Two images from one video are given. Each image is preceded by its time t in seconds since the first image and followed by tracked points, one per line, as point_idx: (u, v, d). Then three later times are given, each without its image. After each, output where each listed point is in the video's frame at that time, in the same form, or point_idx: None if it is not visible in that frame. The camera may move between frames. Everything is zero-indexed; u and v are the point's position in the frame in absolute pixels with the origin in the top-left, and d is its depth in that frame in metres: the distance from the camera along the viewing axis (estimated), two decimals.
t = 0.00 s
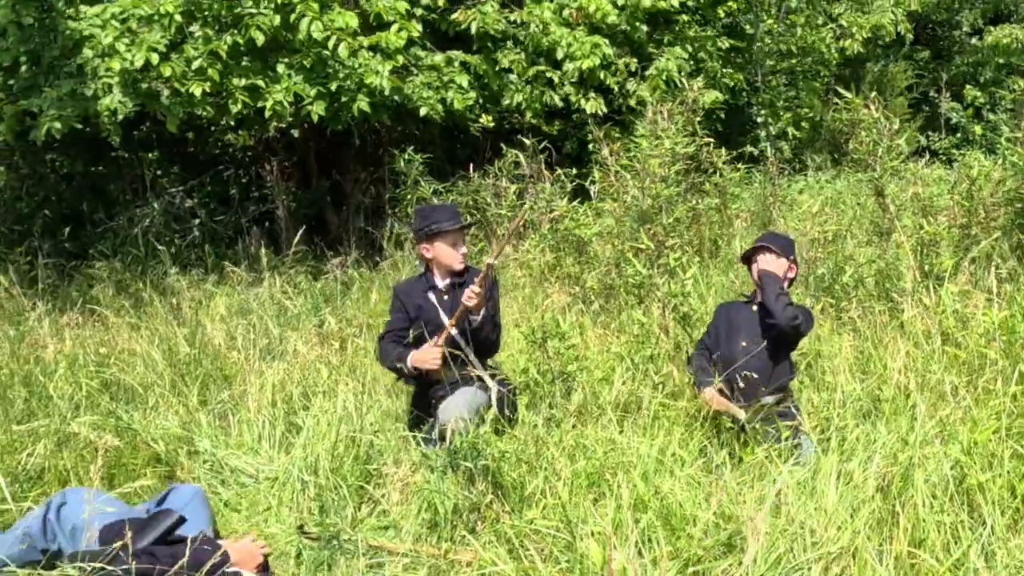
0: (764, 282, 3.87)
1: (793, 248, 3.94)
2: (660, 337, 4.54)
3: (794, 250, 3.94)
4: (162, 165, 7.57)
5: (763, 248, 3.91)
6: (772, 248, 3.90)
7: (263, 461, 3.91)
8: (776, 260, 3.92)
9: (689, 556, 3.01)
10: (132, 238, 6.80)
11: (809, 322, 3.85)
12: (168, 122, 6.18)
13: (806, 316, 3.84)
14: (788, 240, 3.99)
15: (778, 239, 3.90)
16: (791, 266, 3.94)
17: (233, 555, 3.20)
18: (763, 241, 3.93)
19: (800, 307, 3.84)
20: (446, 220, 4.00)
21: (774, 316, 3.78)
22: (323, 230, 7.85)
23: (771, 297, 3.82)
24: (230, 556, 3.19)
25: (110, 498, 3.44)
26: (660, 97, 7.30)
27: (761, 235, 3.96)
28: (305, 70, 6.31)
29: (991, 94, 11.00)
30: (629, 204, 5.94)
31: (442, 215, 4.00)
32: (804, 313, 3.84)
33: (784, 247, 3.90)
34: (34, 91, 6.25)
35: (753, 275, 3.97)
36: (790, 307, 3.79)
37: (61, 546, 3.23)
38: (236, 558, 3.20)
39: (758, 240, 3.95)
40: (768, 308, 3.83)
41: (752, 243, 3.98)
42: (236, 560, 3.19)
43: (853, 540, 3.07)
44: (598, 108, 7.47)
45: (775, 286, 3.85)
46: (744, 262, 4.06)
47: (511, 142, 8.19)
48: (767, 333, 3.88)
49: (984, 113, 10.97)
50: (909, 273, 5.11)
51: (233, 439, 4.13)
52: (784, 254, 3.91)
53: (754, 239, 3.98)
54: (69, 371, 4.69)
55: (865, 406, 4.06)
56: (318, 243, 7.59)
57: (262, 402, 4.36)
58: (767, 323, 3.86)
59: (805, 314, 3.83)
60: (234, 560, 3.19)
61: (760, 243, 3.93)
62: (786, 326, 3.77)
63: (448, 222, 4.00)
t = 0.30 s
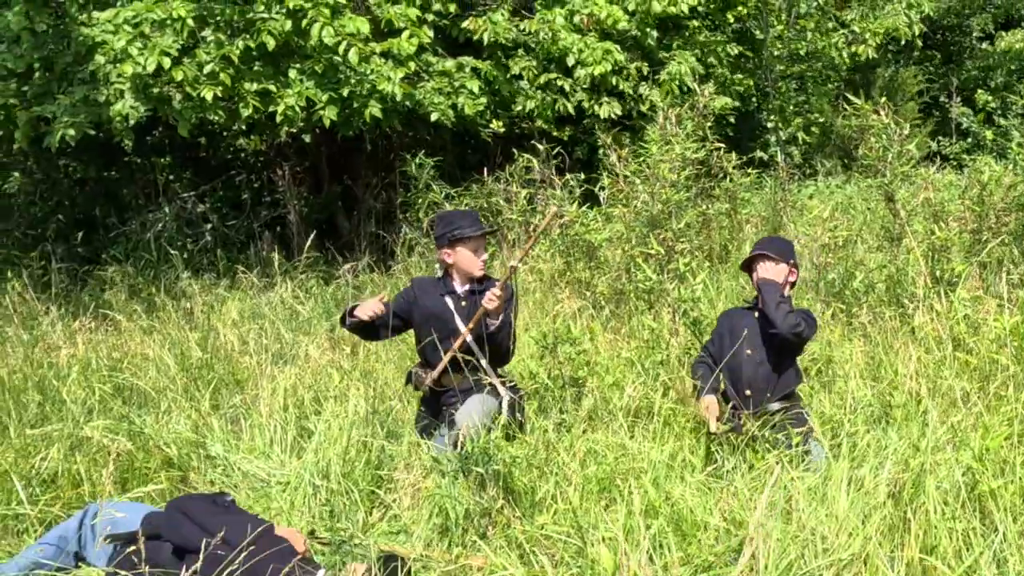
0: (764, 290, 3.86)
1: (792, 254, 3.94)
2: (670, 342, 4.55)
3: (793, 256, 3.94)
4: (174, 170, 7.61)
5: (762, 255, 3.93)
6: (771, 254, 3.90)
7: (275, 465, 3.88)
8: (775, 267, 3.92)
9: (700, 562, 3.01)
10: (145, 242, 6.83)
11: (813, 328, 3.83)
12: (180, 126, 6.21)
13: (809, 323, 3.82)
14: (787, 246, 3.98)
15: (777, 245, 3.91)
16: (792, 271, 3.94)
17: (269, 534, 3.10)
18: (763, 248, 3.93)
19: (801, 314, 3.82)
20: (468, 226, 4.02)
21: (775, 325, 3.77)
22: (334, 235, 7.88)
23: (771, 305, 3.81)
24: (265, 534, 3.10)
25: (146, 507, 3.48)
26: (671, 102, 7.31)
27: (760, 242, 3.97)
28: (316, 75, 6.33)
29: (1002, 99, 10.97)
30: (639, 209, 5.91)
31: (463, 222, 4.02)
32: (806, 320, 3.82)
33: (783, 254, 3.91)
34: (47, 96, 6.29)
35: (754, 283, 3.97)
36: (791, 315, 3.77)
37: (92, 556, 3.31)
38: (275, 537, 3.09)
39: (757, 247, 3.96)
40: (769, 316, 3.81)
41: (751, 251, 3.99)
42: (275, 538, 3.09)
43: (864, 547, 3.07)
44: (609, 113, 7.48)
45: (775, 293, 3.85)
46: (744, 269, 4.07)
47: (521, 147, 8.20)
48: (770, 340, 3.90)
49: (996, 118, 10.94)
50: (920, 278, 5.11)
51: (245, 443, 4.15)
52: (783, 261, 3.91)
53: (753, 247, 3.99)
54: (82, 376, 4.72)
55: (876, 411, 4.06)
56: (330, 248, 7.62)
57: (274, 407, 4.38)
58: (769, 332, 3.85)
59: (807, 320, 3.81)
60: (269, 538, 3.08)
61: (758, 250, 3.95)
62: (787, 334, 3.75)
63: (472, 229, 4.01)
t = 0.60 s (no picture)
0: (767, 293, 3.87)
1: (791, 256, 3.94)
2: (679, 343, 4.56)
3: (793, 257, 3.94)
4: (185, 170, 7.64)
5: (762, 258, 3.93)
6: (772, 257, 3.91)
7: (284, 465, 3.91)
8: (776, 269, 3.92)
9: (709, 563, 3.00)
10: (155, 243, 6.86)
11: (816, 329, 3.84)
12: (191, 128, 6.23)
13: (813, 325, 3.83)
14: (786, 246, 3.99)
15: (776, 247, 3.91)
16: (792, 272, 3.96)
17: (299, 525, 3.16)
18: (762, 251, 3.94)
19: (805, 316, 3.83)
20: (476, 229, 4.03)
21: (780, 328, 3.78)
22: (344, 236, 7.91)
23: (774, 309, 3.82)
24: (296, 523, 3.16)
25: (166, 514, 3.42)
26: (680, 103, 7.31)
27: (758, 244, 3.97)
28: (326, 75, 6.34)
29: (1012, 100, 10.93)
30: (649, 209, 5.89)
31: (470, 225, 4.02)
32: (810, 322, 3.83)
33: (783, 255, 3.91)
34: (59, 97, 6.31)
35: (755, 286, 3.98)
36: (794, 318, 3.79)
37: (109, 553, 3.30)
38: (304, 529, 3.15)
39: (756, 250, 3.96)
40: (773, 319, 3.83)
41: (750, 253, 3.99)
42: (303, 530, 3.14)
43: (874, 548, 3.06)
44: (618, 115, 7.48)
45: (777, 296, 3.86)
46: (745, 272, 4.07)
47: (530, 148, 8.21)
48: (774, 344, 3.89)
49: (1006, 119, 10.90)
50: (930, 279, 5.09)
51: (254, 443, 4.16)
52: (784, 263, 3.91)
53: (752, 249, 3.99)
54: (93, 376, 4.74)
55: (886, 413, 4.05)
56: (340, 249, 7.64)
57: (284, 407, 4.40)
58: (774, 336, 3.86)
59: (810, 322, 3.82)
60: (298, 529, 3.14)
61: (758, 253, 3.95)
62: (793, 337, 3.77)
63: (477, 231, 4.02)
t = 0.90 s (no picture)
0: (777, 309, 3.69)
1: (793, 264, 3.77)
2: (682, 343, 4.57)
3: (795, 264, 3.77)
4: (188, 169, 7.65)
5: (766, 271, 3.75)
6: (776, 268, 3.73)
7: (287, 464, 3.92)
8: (781, 280, 3.75)
9: (711, 562, 2.99)
10: (159, 242, 6.88)
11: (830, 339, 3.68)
12: (193, 127, 6.24)
13: (827, 335, 3.67)
14: (786, 253, 3.81)
15: (778, 258, 3.73)
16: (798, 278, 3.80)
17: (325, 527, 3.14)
18: (764, 262, 3.75)
19: (817, 327, 3.66)
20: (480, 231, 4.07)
21: (796, 347, 3.60)
22: (347, 235, 7.91)
23: (789, 325, 3.63)
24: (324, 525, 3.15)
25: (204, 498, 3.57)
26: (683, 102, 7.31)
27: (758, 254, 3.78)
28: (329, 74, 6.34)
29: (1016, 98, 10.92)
30: (650, 208, 5.83)
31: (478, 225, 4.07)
32: (824, 333, 3.66)
33: (786, 265, 3.74)
34: (62, 97, 6.32)
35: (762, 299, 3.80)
36: (810, 333, 3.60)
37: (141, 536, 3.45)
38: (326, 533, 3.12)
39: (758, 262, 3.76)
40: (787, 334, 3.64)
41: (751, 265, 3.80)
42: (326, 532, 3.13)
43: (877, 548, 3.05)
44: (621, 114, 7.49)
45: (788, 310, 3.68)
46: (746, 283, 3.87)
47: (533, 147, 8.21)
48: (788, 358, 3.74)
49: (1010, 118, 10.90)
50: (933, 279, 5.09)
51: (258, 441, 4.17)
52: (787, 272, 3.74)
53: (752, 260, 3.80)
54: (96, 375, 4.75)
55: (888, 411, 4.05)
56: (343, 247, 7.65)
57: (288, 406, 4.41)
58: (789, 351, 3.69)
59: (825, 333, 3.65)
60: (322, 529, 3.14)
61: (760, 265, 3.76)
62: (811, 355, 3.59)
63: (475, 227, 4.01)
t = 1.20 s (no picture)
0: (773, 305, 3.67)
1: (798, 259, 3.71)
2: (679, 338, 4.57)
3: (800, 259, 3.71)
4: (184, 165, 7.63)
5: (768, 266, 3.71)
6: (778, 263, 3.68)
7: (284, 460, 3.91)
8: (783, 275, 3.70)
9: (709, 556, 2.98)
10: (155, 238, 6.86)
11: (825, 339, 3.63)
12: (189, 122, 6.21)
13: (821, 336, 3.62)
14: (792, 247, 3.75)
15: (781, 253, 3.68)
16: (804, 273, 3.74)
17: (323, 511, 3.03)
18: (768, 255, 3.71)
19: (812, 327, 3.62)
20: (471, 219, 4.06)
21: (785, 346, 3.58)
22: (344, 230, 7.89)
23: (782, 322, 3.61)
24: (323, 507, 3.04)
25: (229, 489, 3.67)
26: (681, 97, 7.29)
27: (764, 247, 3.74)
28: (325, 69, 6.32)
29: (1013, 93, 10.93)
30: (649, 203, 5.91)
31: (472, 213, 4.06)
32: (818, 333, 3.62)
33: (788, 261, 3.68)
34: (57, 92, 6.29)
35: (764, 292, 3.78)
36: (801, 333, 3.57)
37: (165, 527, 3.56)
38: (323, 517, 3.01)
39: (762, 254, 3.73)
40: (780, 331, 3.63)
41: (755, 257, 3.76)
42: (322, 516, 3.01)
43: (875, 542, 3.05)
44: (618, 109, 7.47)
45: (784, 307, 3.64)
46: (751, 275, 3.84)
47: (530, 142, 8.20)
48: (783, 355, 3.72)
49: (1008, 112, 10.90)
50: (930, 273, 5.08)
51: (254, 437, 4.16)
52: (789, 267, 3.69)
53: (757, 252, 3.76)
54: (92, 370, 4.73)
55: (885, 406, 4.05)
56: (340, 242, 7.63)
57: (285, 402, 4.40)
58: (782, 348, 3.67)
59: (819, 334, 3.61)
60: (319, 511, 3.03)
61: (764, 258, 3.72)
62: (799, 354, 3.57)
63: (472, 225, 4.05)
